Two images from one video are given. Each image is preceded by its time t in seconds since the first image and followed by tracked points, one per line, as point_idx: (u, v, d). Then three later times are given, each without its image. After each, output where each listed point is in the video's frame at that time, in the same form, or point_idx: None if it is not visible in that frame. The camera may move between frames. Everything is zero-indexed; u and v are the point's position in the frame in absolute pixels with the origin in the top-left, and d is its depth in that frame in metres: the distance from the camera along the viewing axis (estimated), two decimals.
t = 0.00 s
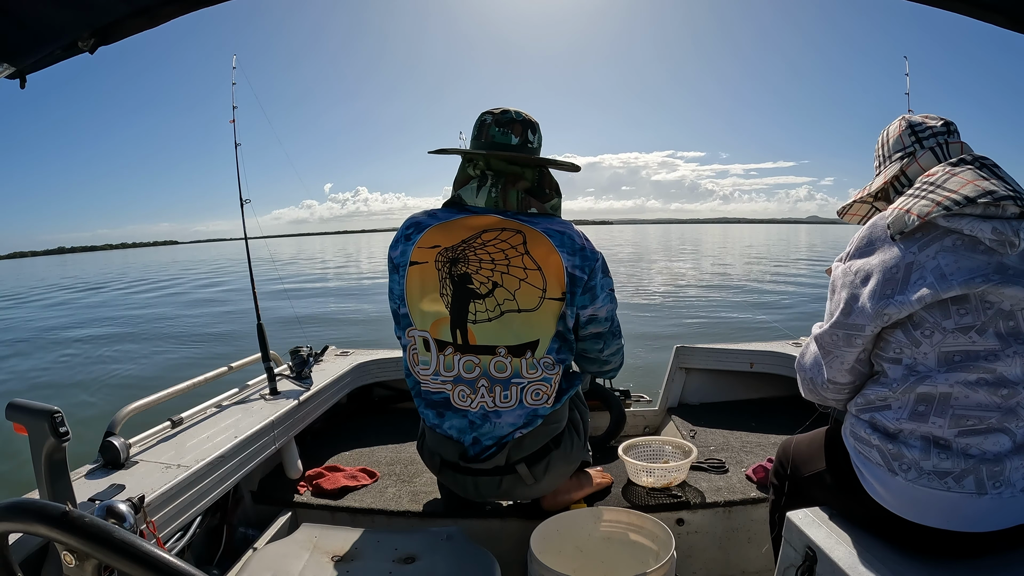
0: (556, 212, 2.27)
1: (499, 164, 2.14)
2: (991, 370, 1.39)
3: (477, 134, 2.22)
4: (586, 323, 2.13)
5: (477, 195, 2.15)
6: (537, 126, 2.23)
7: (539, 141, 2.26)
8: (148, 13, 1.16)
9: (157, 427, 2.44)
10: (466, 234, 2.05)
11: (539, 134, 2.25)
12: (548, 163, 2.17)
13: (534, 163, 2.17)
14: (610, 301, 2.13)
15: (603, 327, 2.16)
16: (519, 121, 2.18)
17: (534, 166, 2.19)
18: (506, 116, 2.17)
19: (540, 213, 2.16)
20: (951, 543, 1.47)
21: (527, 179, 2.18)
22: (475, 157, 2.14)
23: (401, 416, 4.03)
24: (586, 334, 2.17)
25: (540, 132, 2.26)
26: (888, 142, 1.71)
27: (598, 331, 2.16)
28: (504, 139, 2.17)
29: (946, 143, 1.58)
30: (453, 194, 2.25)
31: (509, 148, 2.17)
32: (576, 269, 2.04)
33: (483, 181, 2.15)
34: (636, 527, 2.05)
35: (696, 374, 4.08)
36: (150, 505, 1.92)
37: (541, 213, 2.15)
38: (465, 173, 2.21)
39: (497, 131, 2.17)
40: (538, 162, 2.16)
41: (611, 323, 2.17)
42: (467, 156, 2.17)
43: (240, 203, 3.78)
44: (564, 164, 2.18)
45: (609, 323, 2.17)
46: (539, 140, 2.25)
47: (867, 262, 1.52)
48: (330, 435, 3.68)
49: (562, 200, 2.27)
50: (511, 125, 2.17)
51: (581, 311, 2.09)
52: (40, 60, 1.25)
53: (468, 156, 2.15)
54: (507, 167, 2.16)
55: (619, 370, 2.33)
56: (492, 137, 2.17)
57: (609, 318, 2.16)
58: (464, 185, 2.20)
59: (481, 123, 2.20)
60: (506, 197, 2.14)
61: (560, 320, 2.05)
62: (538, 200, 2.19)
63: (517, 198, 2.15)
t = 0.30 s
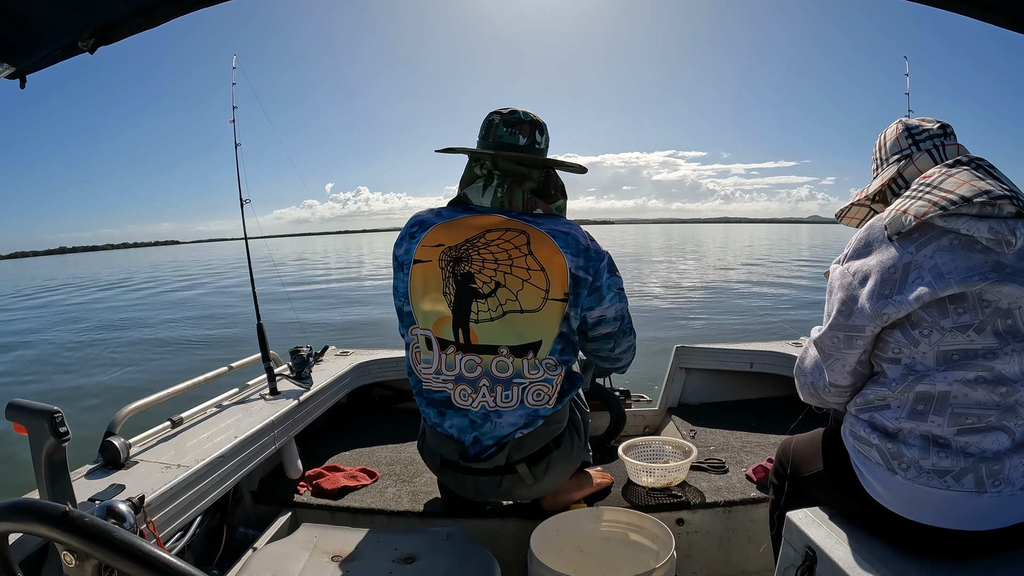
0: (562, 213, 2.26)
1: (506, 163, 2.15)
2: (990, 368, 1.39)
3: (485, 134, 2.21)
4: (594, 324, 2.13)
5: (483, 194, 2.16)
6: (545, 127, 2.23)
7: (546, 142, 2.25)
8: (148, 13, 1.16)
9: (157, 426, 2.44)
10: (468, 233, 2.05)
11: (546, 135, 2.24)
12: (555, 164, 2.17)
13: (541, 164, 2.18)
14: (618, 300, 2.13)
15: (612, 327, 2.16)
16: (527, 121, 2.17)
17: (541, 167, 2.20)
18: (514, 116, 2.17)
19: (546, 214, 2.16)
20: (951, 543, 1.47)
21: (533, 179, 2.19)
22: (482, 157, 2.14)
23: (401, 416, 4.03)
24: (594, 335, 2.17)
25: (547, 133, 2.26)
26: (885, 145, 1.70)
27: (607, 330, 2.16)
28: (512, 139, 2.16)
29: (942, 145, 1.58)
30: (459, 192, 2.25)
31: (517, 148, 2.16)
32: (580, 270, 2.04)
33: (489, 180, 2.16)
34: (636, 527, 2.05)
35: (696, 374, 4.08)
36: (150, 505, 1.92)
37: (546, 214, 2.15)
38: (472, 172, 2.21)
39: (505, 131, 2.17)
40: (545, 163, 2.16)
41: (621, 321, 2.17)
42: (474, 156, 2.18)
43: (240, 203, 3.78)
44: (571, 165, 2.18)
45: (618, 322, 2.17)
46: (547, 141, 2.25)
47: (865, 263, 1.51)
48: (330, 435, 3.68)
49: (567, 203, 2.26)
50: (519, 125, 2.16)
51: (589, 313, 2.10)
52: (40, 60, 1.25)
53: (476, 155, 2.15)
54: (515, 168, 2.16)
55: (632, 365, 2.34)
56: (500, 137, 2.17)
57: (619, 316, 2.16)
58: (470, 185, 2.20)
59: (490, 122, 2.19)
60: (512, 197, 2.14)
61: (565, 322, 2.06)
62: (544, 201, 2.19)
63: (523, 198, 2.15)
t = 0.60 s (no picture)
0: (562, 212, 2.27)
1: (507, 164, 2.15)
2: (991, 367, 1.39)
3: (483, 134, 2.20)
4: (593, 324, 2.14)
5: (484, 195, 2.16)
6: (543, 126, 2.23)
7: (544, 141, 2.26)
8: (148, 13, 1.16)
9: (157, 427, 2.44)
10: (469, 234, 2.05)
11: (544, 134, 2.25)
12: (554, 163, 2.18)
13: (541, 163, 2.19)
14: (617, 302, 2.13)
15: (610, 327, 2.16)
16: (525, 121, 2.17)
17: (540, 166, 2.21)
18: (512, 115, 2.17)
19: (547, 214, 2.17)
20: (951, 543, 1.47)
21: (533, 179, 2.20)
22: (482, 157, 2.15)
23: (401, 416, 4.03)
24: (592, 335, 2.18)
25: (545, 132, 2.26)
26: (882, 145, 1.70)
27: (605, 331, 2.16)
28: (512, 139, 2.16)
29: (940, 145, 1.58)
30: (458, 193, 2.24)
31: (516, 148, 2.16)
32: (580, 270, 2.04)
33: (490, 180, 2.16)
34: (636, 527, 2.05)
35: (696, 374, 4.08)
36: (150, 505, 1.92)
37: (547, 215, 2.15)
38: (471, 172, 2.21)
39: (504, 130, 2.16)
40: (545, 163, 2.17)
41: (619, 322, 2.16)
42: (473, 156, 2.17)
43: (240, 203, 3.78)
44: (571, 164, 2.19)
45: (617, 324, 2.16)
46: (545, 140, 2.26)
47: (865, 264, 1.51)
48: (330, 435, 3.68)
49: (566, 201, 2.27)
50: (518, 125, 2.16)
51: (588, 312, 2.11)
52: (40, 60, 1.25)
53: (475, 156, 2.15)
54: (514, 168, 2.17)
55: (630, 374, 2.33)
56: (499, 136, 2.16)
57: (618, 318, 2.16)
58: (470, 185, 2.20)
59: (488, 122, 2.19)
60: (512, 197, 2.15)
61: (566, 322, 2.05)
62: (544, 201, 2.20)
63: (525, 198, 2.16)
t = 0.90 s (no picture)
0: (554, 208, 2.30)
1: (499, 163, 2.16)
2: (990, 367, 1.39)
3: (470, 137, 2.22)
4: (589, 322, 2.13)
5: (480, 196, 2.16)
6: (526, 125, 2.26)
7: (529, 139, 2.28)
8: (148, 13, 1.16)
9: (157, 426, 2.44)
10: (465, 234, 2.05)
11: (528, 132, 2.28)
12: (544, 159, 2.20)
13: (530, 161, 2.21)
14: (612, 298, 2.16)
15: (608, 324, 2.17)
16: (511, 121, 2.20)
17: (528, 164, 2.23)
18: (497, 117, 2.19)
19: (542, 211, 2.19)
20: (952, 543, 1.47)
21: (526, 178, 2.20)
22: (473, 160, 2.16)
23: (401, 416, 4.03)
24: (589, 334, 2.17)
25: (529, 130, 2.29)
26: (882, 144, 1.71)
27: (601, 329, 2.16)
28: (500, 139, 2.19)
29: (940, 145, 1.58)
30: (453, 197, 2.25)
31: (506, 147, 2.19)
32: (578, 266, 2.05)
33: (484, 181, 2.16)
34: (636, 527, 2.05)
35: (695, 374, 4.08)
36: (150, 505, 1.92)
37: (542, 212, 2.18)
38: (463, 177, 2.22)
39: (491, 132, 2.18)
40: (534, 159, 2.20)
41: (616, 316, 2.18)
42: (463, 160, 2.19)
43: (240, 203, 3.78)
44: (558, 159, 2.21)
45: (612, 322, 2.17)
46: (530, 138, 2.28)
47: (865, 263, 1.51)
48: (330, 435, 3.68)
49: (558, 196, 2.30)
50: (504, 126, 2.18)
51: (585, 310, 2.11)
52: (40, 60, 1.25)
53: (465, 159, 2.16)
54: (507, 167, 2.17)
55: (626, 370, 2.34)
56: (487, 138, 2.18)
57: (613, 314, 2.18)
58: (465, 188, 2.21)
59: (473, 126, 2.20)
60: (509, 196, 2.16)
61: (565, 319, 2.05)
62: (538, 198, 2.23)
63: (520, 198, 2.18)
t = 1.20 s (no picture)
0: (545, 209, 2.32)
1: (489, 165, 2.15)
2: (995, 368, 1.39)
3: (458, 142, 2.21)
4: (586, 313, 2.10)
5: (473, 197, 2.16)
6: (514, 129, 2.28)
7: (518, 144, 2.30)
8: (148, 13, 1.16)
9: (157, 426, 2.44)
10: (458, 234, 2.06)
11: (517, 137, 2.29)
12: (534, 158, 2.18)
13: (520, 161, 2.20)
14: (609, 290, 2.09)
15: (606, 316, 2.12)
16: (498, 125, 2.20)
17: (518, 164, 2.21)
18: (484, 121, 2.18)
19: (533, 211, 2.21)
20: (952, 543, 1.47)
21: (517, 177, 2.20)
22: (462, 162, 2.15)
23: (401, 416, 4.03)
24: (588, 325, 2.14)
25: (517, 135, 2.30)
26: (886, 139, 1.70)
27: (598, 321, 2.12)
28: (488, 143, 2.17)
29: (945, 142, 1.58)
30: (446, 203, 2.25)
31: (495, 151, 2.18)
32: (571, 259, 2.05)
33: (476, 183, 2.16)
34: (636, 527, 2.05)
35: (695, 374, 4.08)
36: (151, 505, 1.92)
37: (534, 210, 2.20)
38: (454, 181, 2.24)
39: (479, 136, 2.17)
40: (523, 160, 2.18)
41: (615, 306, 2.12)
42: (454, 163, 2.20)
43: (240, 203, 3.78)
44: (549, 158, 2.18)
45: (610, 315, 2.12)
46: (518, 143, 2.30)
47: (870, 259, 1.50)
48: (330, 435, 3.68)
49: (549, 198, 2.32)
50: (492, 130, 2.18)
51: (579, 301, 2.08)
52: (40, 60, 1.25)
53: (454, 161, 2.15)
54: (498, 168, 2.16)
55: (632, 365, 2.31)
56: (476, 142, 2.17)
57: (612, 306, 2.11)
58: (457, 191, 2.21)
59: (460, 132, 2.19)
60: (501, 196, 2.16)
61: (562, 313, 2.05)
62: (529, 198, 2.25)
63: (512, 197, 2.18)
